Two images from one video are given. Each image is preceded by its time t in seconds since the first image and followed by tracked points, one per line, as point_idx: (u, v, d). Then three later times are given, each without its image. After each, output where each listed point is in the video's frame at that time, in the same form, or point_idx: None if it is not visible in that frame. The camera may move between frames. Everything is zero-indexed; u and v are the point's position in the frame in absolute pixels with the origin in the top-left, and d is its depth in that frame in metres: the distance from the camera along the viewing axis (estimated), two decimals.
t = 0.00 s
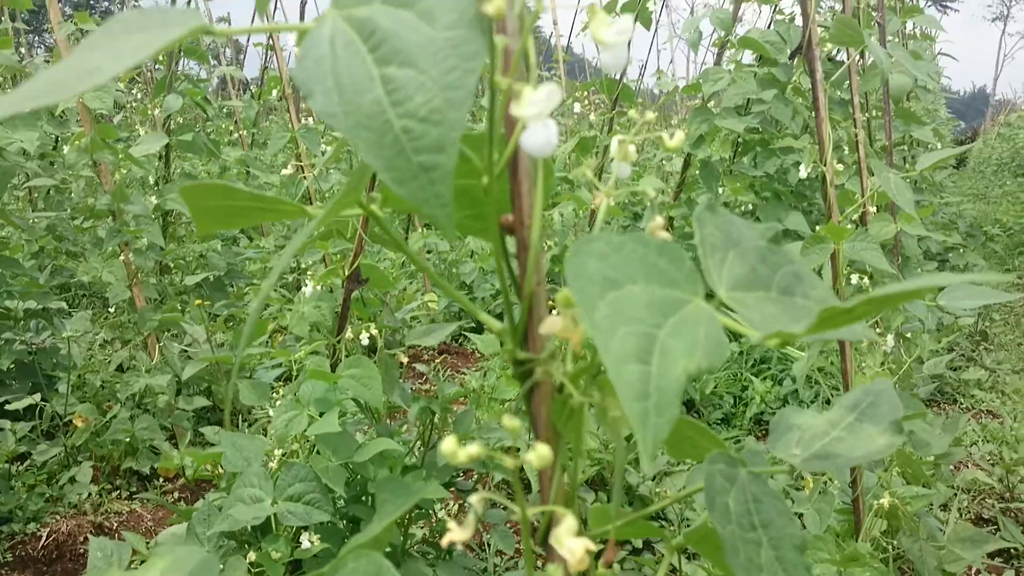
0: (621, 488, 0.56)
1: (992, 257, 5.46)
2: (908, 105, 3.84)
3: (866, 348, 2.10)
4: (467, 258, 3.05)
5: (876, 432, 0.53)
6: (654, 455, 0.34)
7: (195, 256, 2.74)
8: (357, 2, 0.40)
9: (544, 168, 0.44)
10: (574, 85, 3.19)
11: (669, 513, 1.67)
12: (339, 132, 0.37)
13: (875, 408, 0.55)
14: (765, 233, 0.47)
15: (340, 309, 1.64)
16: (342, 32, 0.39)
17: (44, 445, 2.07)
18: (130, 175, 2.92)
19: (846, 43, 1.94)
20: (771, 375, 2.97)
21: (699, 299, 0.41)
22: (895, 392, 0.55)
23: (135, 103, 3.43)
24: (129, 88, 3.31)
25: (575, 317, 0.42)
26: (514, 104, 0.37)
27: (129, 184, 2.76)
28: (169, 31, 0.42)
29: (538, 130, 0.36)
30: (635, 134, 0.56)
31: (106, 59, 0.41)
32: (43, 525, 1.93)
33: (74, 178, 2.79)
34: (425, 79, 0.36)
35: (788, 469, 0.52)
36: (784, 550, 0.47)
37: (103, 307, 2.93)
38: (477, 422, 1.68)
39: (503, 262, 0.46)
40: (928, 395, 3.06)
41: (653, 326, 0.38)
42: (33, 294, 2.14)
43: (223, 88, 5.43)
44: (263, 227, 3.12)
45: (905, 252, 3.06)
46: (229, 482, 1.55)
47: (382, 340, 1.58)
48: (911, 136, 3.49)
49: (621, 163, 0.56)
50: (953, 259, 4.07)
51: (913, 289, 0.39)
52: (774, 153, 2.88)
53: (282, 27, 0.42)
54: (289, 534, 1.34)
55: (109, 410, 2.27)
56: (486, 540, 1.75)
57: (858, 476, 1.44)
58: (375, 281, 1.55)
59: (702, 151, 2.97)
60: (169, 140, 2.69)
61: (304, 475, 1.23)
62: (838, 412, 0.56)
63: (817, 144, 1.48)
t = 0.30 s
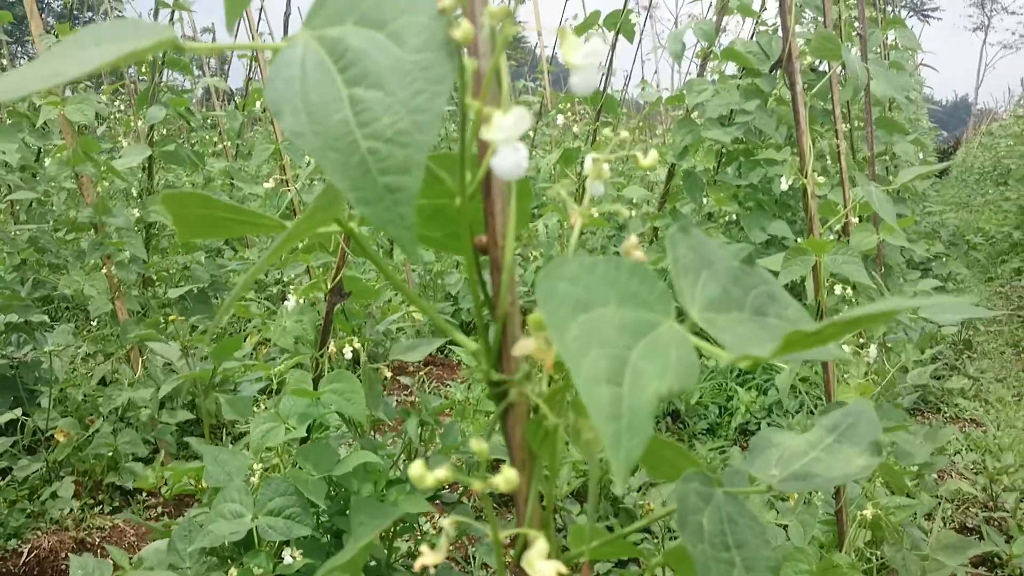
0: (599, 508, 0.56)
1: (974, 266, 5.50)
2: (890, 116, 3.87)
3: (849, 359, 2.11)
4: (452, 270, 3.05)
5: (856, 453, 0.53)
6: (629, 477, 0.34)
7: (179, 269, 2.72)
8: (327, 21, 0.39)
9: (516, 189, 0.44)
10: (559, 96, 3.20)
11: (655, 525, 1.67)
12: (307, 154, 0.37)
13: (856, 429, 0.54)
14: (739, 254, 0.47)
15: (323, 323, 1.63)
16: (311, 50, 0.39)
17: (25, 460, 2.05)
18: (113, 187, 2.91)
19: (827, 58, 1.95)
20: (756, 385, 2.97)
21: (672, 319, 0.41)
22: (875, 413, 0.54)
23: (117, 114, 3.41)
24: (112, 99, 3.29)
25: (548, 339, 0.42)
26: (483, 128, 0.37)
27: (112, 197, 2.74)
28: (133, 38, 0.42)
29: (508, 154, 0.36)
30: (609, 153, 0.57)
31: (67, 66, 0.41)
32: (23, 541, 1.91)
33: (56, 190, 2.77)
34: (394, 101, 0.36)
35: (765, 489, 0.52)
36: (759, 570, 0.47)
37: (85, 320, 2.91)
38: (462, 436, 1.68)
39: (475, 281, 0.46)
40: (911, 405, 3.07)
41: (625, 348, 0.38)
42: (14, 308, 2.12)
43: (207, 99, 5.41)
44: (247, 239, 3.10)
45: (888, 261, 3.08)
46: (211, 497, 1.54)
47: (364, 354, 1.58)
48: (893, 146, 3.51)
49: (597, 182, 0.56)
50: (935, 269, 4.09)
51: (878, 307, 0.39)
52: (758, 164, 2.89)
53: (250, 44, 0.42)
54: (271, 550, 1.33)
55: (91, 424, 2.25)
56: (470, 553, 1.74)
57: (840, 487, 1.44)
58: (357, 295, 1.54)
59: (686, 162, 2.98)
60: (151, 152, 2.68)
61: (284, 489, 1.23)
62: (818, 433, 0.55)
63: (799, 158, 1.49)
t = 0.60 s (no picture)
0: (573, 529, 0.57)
1: (957, 272, 5.54)
2: (872, 124, 3.90)
3: (833, 367, 2.12)
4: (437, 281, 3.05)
5: (827, 468, 0.54)
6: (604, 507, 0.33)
7: (163, 282, 2.71)
8: (297, 54, 0.40)
9: (487, 218, 0.44)
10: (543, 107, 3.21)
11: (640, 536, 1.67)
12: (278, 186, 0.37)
13: (827, 443, 0.55)
14: (710, 279, 0.47)
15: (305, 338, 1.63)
16: (282, 84, 0.39)
17: (7, 476, 2.04)
18: (96, 200, 2.89)
19: (808, 71, 1.97)
20: (741, 393, 2.98)
21: (644, 344, 0.41)
22: (846, 427, 0.55)
23: (101, 126, 3.41)
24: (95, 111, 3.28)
25: (519, 364, 0.42)
26: (452, 161, 0.37)
27: (94, 210, 2.73)
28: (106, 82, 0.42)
29: (476, 187, 0.37)
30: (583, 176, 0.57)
31: (35, 105, 0.40)
32: (5, 559, 1.90)
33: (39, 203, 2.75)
34: (363, 135, 0.36)
35: (740, 508, 0.52)
36: None
37: (69, 333, 2.89)
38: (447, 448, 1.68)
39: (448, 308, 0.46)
40: (895, 412, 3.09)
41: (598, 375, 0.37)
42: None
43: (191, 111, 5.40)
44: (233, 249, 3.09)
45: (871, 269, 3.10)
46: (194, 513, 1.53)
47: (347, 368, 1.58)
48: (875, 155, 3.54)
49: (571, 206, 0.57)
50: (918, 275, 4.13)
51: (843, 336, 0.39)
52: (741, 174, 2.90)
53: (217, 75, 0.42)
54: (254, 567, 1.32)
55: (74, 439, 2.24)
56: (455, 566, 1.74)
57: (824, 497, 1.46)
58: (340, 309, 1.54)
59: (670, 171, 2.99)
60: (135, 165, 2.67)
61: (267, 505, 1.22)
62: (790, 449, 0.56)
63: (779, 171, 1.50)
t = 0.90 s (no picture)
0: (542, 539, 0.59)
1: (938, 275, 5.59)
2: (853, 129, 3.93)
3: (814, 372, 2.13)
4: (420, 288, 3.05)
5: (796, 483, 0.53)
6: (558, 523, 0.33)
7: (144, 291, 2.70)
8: (259, 68, 0.39)
9: (452, 232, 0.45)
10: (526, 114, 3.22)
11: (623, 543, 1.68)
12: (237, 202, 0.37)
13: (797, 458, 0.55)
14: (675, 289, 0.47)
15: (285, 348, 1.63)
16: (242, 98, 0.39)
17: None
18: (77, 210, 2.88)
19: (785, 78, 1.99)
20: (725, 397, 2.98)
21: (606, 359, 0.42)
22: (817, 442, 0.55)
23: (81, 135, 3.39)
24: (75, 121, 3.26)
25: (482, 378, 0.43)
26: (413, 174, 0.37)
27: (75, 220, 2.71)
28: (63, 94, 0.42)
29: (437, 201, 0.37)
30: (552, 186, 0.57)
31: None
32: None
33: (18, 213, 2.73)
34: (321, 150, 0.36)
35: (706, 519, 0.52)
36: None
37: (50, 344, 2.87)
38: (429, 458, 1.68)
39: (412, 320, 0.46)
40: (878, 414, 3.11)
41: (559, 391, 0.38)
42: None
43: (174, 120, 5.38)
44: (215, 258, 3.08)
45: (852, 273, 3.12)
46: (174, 525, 1.53)
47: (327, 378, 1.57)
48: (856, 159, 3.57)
49: (543, 216, 0.56)
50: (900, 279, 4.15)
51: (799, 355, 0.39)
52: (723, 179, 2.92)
53: (180, 91, 0.42)
54: None
55: (54, 451, 2.22)
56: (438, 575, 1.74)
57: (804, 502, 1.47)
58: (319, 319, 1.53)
59: (652, 178, 3.00)
60: (115, 175, 2.65)
61: (247, 517, 1.18)
62: (762, 463, 0.56)
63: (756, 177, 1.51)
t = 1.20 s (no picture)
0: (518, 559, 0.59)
1: (920, 278, 5.63)
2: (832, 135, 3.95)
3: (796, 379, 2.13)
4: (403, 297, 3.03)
5: (766, 500, 0.53)
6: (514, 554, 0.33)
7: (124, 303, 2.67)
8: (217, 94, 0.39)
9: (416, 256, 0.44)
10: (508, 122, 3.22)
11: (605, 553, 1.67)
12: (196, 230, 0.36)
13: (766, 475, 0.55)
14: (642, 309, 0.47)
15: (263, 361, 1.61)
16: (201, 124, 0.38)
17: None
18: (55, 221, 2.85)
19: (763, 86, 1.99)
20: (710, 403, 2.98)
21: (570, 383, 0.41)
22: (787, 457, 0.55)
23: (60, 145, 3.35)
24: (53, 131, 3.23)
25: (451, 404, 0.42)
26: (373, 198, 0.36)
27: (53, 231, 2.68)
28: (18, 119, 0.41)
29: (399, 225, 0.35)
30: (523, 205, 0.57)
31: None
32: None
33: None
34: (281, 175, 0.35)
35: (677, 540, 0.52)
36: None
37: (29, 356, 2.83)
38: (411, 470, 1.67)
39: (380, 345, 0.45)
40: (860, 419, 3.12)
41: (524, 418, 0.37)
42: None
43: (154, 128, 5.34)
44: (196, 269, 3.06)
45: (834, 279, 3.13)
46: (153, 541, 1.51)
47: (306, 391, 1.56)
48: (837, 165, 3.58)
49: (511, 234, 0.56)
50: (881, 283, 4.18)
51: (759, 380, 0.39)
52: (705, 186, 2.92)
53: (137, 117, 0.41)
54: None
55: (33, 466, 2.19)
56: None
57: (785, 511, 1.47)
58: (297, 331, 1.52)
59: (635, 184, 3.00)
60: (94, 185, 2.63)
61: (225, 531, 1.19)
62: (732, 479, 0.56)
63: (735, 186, 1.52)
